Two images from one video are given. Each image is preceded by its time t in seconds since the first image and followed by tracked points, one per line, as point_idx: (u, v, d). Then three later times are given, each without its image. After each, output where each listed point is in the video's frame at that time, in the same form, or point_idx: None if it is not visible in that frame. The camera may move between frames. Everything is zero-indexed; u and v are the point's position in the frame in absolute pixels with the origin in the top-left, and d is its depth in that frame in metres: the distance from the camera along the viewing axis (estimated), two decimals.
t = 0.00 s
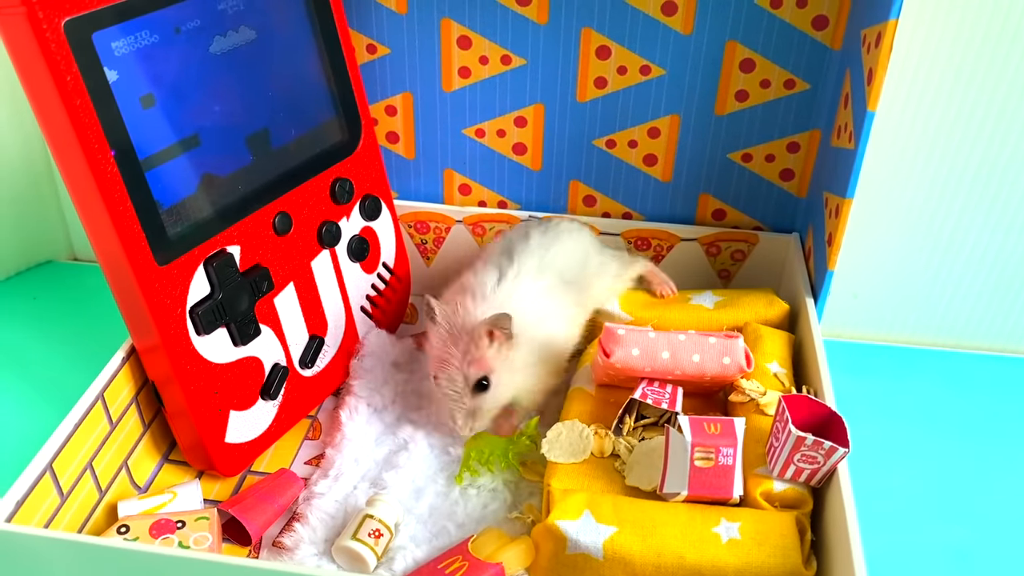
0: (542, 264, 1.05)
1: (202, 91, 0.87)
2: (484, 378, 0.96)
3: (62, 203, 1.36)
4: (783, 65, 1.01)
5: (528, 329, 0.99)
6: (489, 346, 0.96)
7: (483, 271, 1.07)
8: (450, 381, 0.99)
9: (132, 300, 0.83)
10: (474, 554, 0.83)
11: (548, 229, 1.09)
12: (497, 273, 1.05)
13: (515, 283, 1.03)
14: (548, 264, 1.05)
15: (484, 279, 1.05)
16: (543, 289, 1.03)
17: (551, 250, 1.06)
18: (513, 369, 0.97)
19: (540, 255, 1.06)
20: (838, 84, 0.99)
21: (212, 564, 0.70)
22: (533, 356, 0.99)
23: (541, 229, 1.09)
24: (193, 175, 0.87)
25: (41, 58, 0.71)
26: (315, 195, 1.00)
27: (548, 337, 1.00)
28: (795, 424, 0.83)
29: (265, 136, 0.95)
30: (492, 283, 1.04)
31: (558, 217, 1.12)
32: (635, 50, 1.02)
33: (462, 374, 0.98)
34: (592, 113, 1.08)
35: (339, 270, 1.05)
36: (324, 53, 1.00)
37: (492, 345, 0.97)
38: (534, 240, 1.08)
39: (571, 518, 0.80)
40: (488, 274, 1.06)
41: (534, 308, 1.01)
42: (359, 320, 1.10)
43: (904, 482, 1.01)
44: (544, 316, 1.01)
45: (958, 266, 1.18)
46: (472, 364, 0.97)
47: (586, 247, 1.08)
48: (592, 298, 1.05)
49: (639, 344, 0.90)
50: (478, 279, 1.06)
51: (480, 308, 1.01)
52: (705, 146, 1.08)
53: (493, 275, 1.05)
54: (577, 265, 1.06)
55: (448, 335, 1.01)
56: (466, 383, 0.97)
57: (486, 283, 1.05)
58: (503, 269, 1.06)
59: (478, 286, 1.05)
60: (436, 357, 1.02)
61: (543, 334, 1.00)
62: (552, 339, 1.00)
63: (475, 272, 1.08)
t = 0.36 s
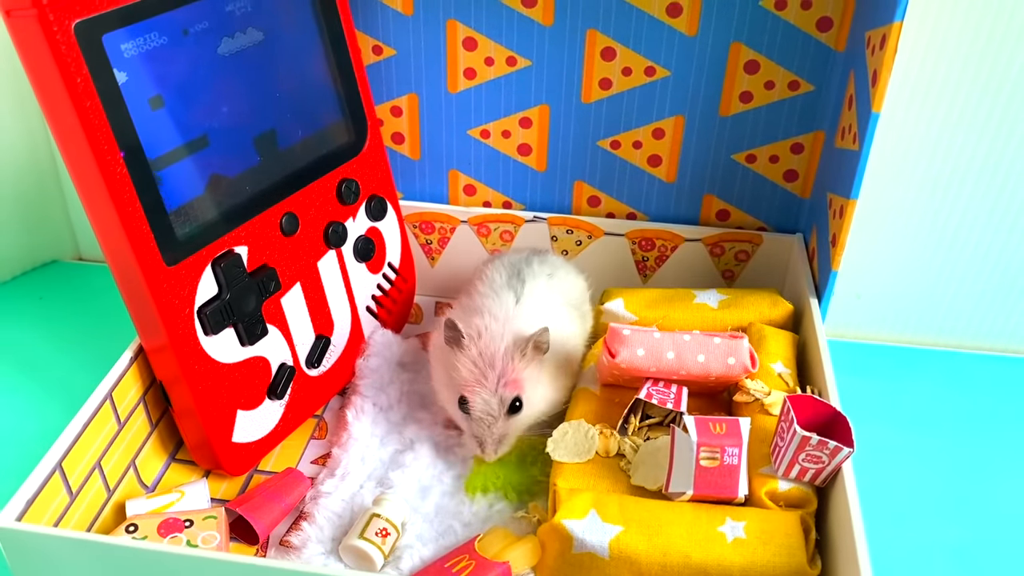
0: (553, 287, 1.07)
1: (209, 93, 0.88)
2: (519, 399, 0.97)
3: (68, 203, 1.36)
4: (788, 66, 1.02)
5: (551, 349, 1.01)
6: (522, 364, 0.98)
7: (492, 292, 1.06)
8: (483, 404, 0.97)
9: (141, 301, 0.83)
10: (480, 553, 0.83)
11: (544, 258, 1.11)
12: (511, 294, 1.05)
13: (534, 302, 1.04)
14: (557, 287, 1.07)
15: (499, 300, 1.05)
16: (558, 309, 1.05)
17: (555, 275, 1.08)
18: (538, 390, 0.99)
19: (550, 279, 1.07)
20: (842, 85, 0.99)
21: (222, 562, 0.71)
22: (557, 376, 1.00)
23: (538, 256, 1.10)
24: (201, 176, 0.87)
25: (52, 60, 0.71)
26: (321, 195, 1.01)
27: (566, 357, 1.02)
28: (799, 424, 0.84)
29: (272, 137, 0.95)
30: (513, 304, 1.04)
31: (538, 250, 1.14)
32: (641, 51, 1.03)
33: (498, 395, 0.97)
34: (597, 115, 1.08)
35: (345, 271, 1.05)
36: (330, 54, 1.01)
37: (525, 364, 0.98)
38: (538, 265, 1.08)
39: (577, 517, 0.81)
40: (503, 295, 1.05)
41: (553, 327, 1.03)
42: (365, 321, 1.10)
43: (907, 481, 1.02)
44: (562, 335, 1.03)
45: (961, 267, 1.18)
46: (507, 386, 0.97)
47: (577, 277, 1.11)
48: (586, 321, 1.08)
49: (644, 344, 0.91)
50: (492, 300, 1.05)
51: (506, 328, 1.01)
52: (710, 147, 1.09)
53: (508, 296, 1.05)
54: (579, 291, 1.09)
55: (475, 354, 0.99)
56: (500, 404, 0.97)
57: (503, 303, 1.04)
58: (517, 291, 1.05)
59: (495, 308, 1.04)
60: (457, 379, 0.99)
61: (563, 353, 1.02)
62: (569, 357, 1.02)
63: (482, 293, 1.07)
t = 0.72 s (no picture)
0: (546, 304, 1.03)
1: (208, 84, 0.87)
2: (522, 422, 0.93)
3: (66, 197, 1.36)
4: (789, 59, 1.01)
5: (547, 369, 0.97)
6: (521, 386, 0.94)
7: (486, 313, 1.01)
8: (485, 428, 0.92)
9: (138, 292, 0.83)
10: (479, 547, 0.83)
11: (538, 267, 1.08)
12: (506, 315, 1.00)
13: (527, 323, 1.00)
14: (551, 303, 1.04)
15: (492, 321, 1.00)
16: (549, 329, 1.02)
17: (549, 289, 1.05)
18: (538, 411, 0.95)
19: (543, 294, 1.04)
20: (843, 78, 0.99)
21: (218, 555, 0.70)
22: (552, 396, 0.97)
23: (532, 267, 1.07)
24: (199, 168, 0.87)
25: (48, 49, 0.71)
26: (320, 187, 1.00)
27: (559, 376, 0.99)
28: (800, 417, 0.83)
29: (270, 129, 0.95)
30: (506, 324, 1.00)
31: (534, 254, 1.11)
32: (641, 44, 1.02)
33: (500, 420, 0.92)
34: (597, 108, 1.07)
35: (343, 264, 1.05)
36: (329, 47, 1.00)
37: (523, 386, 0.94)
38: (534, 279, 1.05)
39: (576, 510, 0.80)
40: (496, 316, 1.01)
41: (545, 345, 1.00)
42: (363, 314, 1.09)
43: (908, 476, 1.01)
44: (555, 353, 1.00)
45: (962, 261, 1.18)
46: (508, 408, 0.92)
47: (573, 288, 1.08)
48: (579, 337, 1.04)
49: (644, 337, 0.90)
50: (486, 322, 1.00)
51: (501, 351, 0.97)
52: (710, 141, 1.08)
53: (502, 317, 1.00)
54: (573, 305, 1.06)
55: (472, 379, 0.94)
56: (503, 429, 0.92)
57: (497, 324, 1.00)
58: (510, 311, 1.01)
59: (490, 329, 0.99)
60: (455, 405, 0.94)
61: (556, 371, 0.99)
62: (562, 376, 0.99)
63: (474, 314, 1.02)
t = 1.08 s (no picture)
0: (550, 301, 1.01)
1: (211, 74, 0.86)
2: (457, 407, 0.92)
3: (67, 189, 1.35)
4: (795, 52, 1.00)
5: (522, 364, 0.95)
6: (478, 371, 0.92)
7: (487, 294, 1.02)
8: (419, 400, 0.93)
9: (140, 283, 0.82)
10: (483, 541, 0.82)
11: (554, 266, 1.06)
12: (504, 298, 1.01)
13: (521, 312, 0.99)
14: (555, 302, 1.02)
15: (489, 302, 1.01)
16: (540, 327, 0.99)
17: (559, 289, 1.03)
18: (495, 403, 0.92)
19: (549, 292, 1.02)
20: (850, 71, 0.98)
21: (222, 548, 0.70)
22: (518, 393, 0.94)
23: (546, 263, 1.05)
24: (201, 159, 0.86)
25: (50, 37, 0.70)
26: (323, 180, 1.00)
27: (534, 377, 0.95)
28: (807, 411, 0.82)
29: (274, 120, 0.94)
30: (499, 307, 1.00)
31: (554, 252, 1.09)
32: (647, 36, 1.01)
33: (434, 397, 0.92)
34: (602, 101, 1.07)
35: (346, 257, 1.04)
36: (333, 38, 1.00)
37: (480, 371, 0.92)
38: (545, 273, 1.03)
39: (580, 504, 0.80)
40: (494, 297, 1.01)
41: (530, 342, 0.97)
42: (366, 308, 1.09)
43: (914, 472, 1.00)
44: (537, 355, 0.96)
45: (968, 257, 1.17)
46: (451, 388, 0.92)
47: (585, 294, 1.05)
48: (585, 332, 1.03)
49: (649, 331, 0.89)
50: (482, 300, 1.01)
51: (481, 331, 0.97)
52: (716, 135, 1.08)
53: (499, 300, 1.01)
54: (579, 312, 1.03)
55: (440, 349, 0.96)
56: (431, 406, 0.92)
57: (491, 305, 1.00)
58: (510, 296, 1.01)
59: (482, 308, 1.00)
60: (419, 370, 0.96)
61: (532, 372, 0.95)
62: (538, 379, 0.95)
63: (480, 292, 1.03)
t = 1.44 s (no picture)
0: (495, 331, 0.98)
1: (214, 64, 0.86)
2: (400, 439, 0.86)
3: (68, 182, 1.35)
4: (804, 45, 1.00)
5: (464, 390, 0.90)
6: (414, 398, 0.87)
7: (426, 319, 0.99)
8: (360, 434, 0.86)
9: (142, 275, 0.82)
10: (488, 536, 0.82)
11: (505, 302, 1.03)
12: (445, 323, 0.97)
13: (460, 336, 0.95)
14: (501, 334, 0.98)
15: (429, 326, 0.97)
16: (482, 353, 0.95)
17: (505, 323, 0.99)
18: (438, 432, 0.87)
19: (494, 322, 0.99)
20: (859, 64, 0.97)
21: (226, 542, 0.69)
22: (461, 422, 0.89)
23: (497, 297, 1.02)
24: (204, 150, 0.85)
25: (52, 25, 0.69)
26: (327, 172, 0.99)
27: (476, 403, 0.90)
28: (815, 407, 0.82)
29: (277, 112, 0.93)
30: (437, 332, 0.96)
31: (506, 289, 1.06)
32: (653, 29, 1.01)
33: (375, 430, 0.86)
34: (608, 94, 1.06)
35: (350, 250, 1.03)
36: (337, 30, 0.99)
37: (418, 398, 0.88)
38: (494, 308, 1.00)
39: (586, 500, 0.79)
40: (433, 322, 0.98)
41: (470, 366, 0.92)
42: (370, 302, 1.08)
43: (922, 469, 1.00)
44: (481, 379, 0.92)
45: (976, 253, 1.16)
46: (391, 419, 0.87)
47: (538, 330, 1.01)
48: (546, 360, 0.99)
49: (656, 326, 0.88)
50: (419, 325, 0.97)
51: (414, 355, 0.92)
52: (723, 128, 1.07)
53: (438, 324, 0.97)
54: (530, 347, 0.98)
55: (367, 377, 0.90)
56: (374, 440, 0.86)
57: (428, 329, 0.96)
58: (450, 321, 0.98)
59: (420, 331, 0.96)
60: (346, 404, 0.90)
61: (474, 397, 0.90)
62: (483, 405, 0.91)
63: (417, 318, 1.00)
